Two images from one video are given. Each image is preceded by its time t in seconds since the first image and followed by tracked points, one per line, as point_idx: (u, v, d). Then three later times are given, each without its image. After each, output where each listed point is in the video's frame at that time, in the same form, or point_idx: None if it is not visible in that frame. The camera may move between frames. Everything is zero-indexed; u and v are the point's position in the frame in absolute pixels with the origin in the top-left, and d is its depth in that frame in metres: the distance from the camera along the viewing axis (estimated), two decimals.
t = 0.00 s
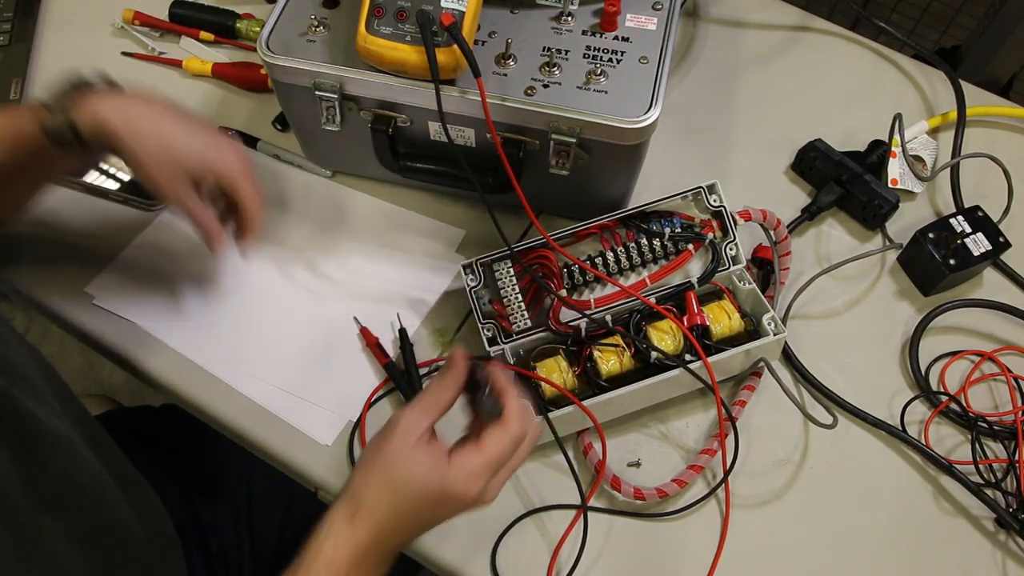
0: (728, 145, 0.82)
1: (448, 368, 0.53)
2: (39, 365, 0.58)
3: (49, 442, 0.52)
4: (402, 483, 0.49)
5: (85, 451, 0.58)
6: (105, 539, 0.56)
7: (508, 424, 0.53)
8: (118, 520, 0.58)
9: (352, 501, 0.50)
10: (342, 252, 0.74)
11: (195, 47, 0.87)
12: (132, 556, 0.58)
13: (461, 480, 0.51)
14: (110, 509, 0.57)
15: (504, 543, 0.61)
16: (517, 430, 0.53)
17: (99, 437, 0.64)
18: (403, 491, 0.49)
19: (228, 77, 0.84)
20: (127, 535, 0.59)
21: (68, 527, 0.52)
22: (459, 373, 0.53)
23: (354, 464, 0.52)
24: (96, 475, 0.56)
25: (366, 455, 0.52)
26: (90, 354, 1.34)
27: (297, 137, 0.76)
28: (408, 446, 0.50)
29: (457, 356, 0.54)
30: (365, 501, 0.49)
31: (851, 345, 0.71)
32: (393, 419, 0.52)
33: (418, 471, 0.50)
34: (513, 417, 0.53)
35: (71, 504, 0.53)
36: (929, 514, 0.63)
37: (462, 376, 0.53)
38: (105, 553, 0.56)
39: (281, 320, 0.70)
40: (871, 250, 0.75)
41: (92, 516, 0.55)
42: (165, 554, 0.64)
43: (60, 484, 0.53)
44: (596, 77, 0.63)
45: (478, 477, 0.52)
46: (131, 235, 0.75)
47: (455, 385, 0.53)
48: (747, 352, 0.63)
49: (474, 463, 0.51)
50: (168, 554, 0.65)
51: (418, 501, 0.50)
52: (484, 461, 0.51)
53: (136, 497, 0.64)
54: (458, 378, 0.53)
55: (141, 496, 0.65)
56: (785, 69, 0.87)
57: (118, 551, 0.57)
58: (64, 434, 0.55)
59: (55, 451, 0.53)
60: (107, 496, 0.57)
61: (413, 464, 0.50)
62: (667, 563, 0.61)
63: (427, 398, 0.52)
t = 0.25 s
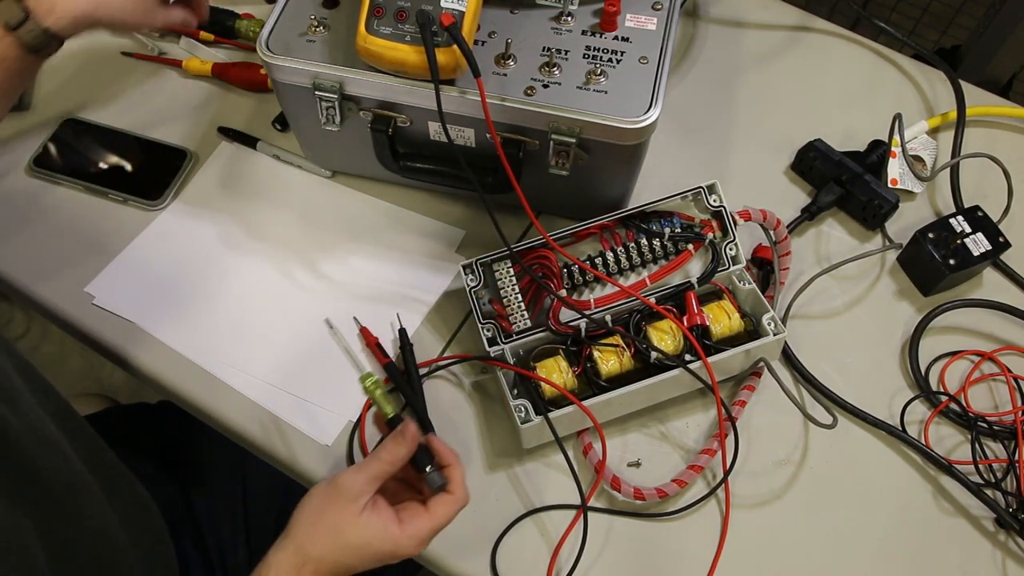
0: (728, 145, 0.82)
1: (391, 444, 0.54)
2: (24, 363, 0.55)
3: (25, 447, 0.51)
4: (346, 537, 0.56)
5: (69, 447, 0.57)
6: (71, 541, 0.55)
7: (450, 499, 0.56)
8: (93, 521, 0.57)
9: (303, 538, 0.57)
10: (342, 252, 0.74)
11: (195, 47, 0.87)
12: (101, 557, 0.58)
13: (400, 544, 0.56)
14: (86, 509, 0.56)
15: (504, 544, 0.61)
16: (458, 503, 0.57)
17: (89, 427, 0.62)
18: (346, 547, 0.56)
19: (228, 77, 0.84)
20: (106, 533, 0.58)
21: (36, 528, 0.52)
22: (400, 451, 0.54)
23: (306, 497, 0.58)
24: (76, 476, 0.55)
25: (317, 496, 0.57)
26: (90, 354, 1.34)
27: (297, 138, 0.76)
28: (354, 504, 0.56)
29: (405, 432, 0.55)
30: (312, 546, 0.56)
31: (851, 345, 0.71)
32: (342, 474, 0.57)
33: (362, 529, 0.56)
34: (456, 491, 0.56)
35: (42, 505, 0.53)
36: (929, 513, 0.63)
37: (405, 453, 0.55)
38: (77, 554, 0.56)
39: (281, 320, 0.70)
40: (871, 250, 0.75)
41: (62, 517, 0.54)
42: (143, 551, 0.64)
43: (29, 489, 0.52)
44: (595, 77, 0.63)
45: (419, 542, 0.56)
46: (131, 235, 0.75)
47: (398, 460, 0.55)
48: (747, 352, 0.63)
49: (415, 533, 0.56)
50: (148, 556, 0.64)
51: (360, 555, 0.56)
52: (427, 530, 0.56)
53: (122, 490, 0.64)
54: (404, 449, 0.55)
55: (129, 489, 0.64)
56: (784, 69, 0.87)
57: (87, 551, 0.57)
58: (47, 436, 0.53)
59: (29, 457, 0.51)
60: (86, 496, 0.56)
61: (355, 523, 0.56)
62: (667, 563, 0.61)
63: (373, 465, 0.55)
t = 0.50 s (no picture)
0: (728, 144, 0.82)
1: (368, 459, 0.55)
2: (12, 361, 0.56)
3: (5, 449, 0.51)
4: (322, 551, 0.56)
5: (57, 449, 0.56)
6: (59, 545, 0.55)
7: (426, 513, 0.56)
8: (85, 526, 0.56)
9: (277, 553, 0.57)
10: (342, 252, 0.74)
11: (195, 47, 0.87)
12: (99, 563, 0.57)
13: (374, 557, 0.56)
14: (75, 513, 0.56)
15: (504, 544, 0.61)
16: (434, 517, 0.57)
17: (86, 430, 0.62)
18: (321, 561, 0.56)
19: (228, 77, 0.84)
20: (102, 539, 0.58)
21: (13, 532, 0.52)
22: (377, 466, 0.55)
23: (282, 511, 0.59)
24: (61, 479, 0.54)
25: (293, 509, 0.58)
26: (90, 354, 1.34)
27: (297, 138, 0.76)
28: (329, 518, 0.56)
29: (384, 448, 0.55)
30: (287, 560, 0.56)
31: (852, 345, 0.71)
32: (318, 488, 0.57)
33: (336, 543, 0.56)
34: (432, 505, 0.57)
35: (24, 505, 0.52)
36: (929, 513, 0.63)
37: (382, 468, 0.55)
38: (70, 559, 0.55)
39: (280, 320, 0.70)
40: (871, 250, 0.75)
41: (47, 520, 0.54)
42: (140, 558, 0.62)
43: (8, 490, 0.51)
44: (595, 77, 0.63)
45: (394, 555, 0.57)
46: (132, 235, 0.75)
47: (374, 475, 0.55)
48: (747, 352, 0.63)
49: (389, 546, 0.56)
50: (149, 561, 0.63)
51: (335, 571, 0.56)
52: (402, 544, 0.56)
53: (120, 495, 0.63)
54: (382, 464, 0.55)
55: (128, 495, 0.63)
56: (784, 69, 0.87)
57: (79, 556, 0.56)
58: (30, 436, 0.53)
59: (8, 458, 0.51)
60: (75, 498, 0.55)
61: (330, 537, 0.56)
62: (667, 563, 0.61)
63: (349, 479, 0.56)
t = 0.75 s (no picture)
0: (728, 144, 0.82)
1: (363, 459, 0.55)
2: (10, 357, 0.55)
3: None
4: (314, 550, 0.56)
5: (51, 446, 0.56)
6: (56, 544, 0.53)
7: (420, 514, 0.56)
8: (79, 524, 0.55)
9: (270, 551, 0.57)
10: (342, 252, 0.74)
11: (195, 47, 0.87)
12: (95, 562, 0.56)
13: (368, 557, 0.56)
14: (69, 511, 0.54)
15: (504, 544, 0.61)
16: (428, 518, 0.57)
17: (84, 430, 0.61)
18: (314, 560, 0.56)
19: (228, 77, 0.84)
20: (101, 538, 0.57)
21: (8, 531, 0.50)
22: (371, 467, 0.54)
23: (275, 509, 0.59)
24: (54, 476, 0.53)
25: (286, 508, 0.58)
26: (91, 354, 1.34)
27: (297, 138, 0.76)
28: (323, 518, 0.56)
29: (378, 448, 0.55)
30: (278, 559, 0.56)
31: (852, 345, 0.71)
32: (312, 487, 0.57)
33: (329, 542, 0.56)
34: (426, 506, 0.57)
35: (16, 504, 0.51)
36: (929, 513, 0.63)
37: (377, 468, 0.55)
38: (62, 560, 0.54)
39: (280, 320, 0.70)
40: (871, 250, 0.75)
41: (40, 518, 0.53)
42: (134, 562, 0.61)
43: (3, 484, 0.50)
44: (595, 77, 0.63)
45: (388, 556, 0.57)
46: (132, 235, 0.75)
47: (368, 475, 0.55)
48: (747, 352, 0.63)
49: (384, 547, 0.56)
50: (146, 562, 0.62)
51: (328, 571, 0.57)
52: (395, 545, 0.56)
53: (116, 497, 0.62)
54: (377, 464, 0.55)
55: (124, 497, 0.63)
56: (784, 69, 0.87)
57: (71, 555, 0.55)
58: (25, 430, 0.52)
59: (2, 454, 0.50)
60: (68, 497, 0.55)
61: (323, 536, 0.56)
62: (667, 563, 0.61)
63: (344, 479, 0.55)
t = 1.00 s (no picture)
0: (728, 145, 0.82)
1: (358, 449, 0.54)
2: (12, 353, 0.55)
3: None
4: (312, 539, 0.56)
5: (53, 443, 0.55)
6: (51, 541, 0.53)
7: (417, 504, 0.56)
8: (78, 523, 0.55)
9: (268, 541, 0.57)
10: (342, 252, 0.74)
11: (195, 47, 0.87)
12: (93, 561, 0.55)
13: (365, 547, 0.56)
14: (68, 509, 0.54)
15: (504, 544, 0.61)
16: (425, 508, 0.57)
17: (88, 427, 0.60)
18: (312, 550, 0.56)
19: (228, 77, 0.84)
20: (100, 538, 0.56)
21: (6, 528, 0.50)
22: (367, 457, 0.54)
23: (274, 500, 0.59)
24: (54, 473, 0.53)
25: (283, 500, 0.58)
26: (90, 354, 1.34)
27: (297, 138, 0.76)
28: (320, 508, 0.56)
29: (374, 438, 0.55)
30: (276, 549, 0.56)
31: (852, 346, 0.71)
32: (309, 477, 0.57)
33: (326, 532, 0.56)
34: (423, 496, 0.56)
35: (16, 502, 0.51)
36: (929, 513, 0.63)
37: (373, 458, 0.54)
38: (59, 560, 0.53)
39: (280, 320, 0.70)
40: (871, 250, 0.75)
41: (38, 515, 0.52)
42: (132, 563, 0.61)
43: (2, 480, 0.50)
44: (595, 77, 0.63)
45: (385, 546, 0.57)
46: (132, 235, 0.75)
47: (364, 465, 0.54)
48: (747, 352, 0.63)
49: (381, 538, 0.56)
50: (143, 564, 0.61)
51: (326, 561, 0.57)
52: (393, 535, 0.56)
53: (117, 497, 0.62)
54: (373, 453, 0.55)
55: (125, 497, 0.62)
56: (785, 69, 0.87)
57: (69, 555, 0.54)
58: (27, 426, 0.52)
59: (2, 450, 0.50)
60: (68, 495, 0.54)
61: (321, 527, 0.56)
62: (667, 563, 0.61)
63: (340, 469, 0.55)
